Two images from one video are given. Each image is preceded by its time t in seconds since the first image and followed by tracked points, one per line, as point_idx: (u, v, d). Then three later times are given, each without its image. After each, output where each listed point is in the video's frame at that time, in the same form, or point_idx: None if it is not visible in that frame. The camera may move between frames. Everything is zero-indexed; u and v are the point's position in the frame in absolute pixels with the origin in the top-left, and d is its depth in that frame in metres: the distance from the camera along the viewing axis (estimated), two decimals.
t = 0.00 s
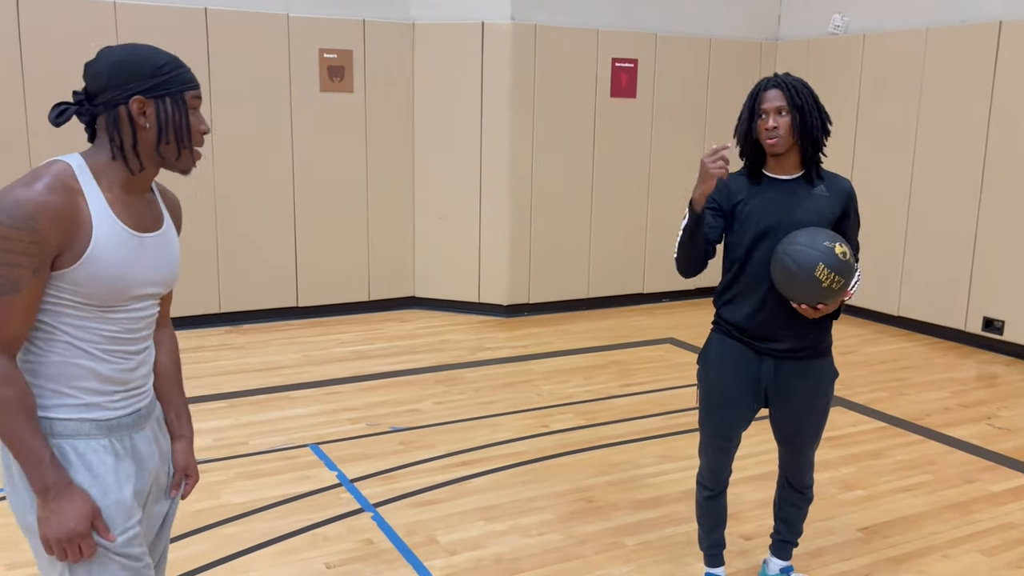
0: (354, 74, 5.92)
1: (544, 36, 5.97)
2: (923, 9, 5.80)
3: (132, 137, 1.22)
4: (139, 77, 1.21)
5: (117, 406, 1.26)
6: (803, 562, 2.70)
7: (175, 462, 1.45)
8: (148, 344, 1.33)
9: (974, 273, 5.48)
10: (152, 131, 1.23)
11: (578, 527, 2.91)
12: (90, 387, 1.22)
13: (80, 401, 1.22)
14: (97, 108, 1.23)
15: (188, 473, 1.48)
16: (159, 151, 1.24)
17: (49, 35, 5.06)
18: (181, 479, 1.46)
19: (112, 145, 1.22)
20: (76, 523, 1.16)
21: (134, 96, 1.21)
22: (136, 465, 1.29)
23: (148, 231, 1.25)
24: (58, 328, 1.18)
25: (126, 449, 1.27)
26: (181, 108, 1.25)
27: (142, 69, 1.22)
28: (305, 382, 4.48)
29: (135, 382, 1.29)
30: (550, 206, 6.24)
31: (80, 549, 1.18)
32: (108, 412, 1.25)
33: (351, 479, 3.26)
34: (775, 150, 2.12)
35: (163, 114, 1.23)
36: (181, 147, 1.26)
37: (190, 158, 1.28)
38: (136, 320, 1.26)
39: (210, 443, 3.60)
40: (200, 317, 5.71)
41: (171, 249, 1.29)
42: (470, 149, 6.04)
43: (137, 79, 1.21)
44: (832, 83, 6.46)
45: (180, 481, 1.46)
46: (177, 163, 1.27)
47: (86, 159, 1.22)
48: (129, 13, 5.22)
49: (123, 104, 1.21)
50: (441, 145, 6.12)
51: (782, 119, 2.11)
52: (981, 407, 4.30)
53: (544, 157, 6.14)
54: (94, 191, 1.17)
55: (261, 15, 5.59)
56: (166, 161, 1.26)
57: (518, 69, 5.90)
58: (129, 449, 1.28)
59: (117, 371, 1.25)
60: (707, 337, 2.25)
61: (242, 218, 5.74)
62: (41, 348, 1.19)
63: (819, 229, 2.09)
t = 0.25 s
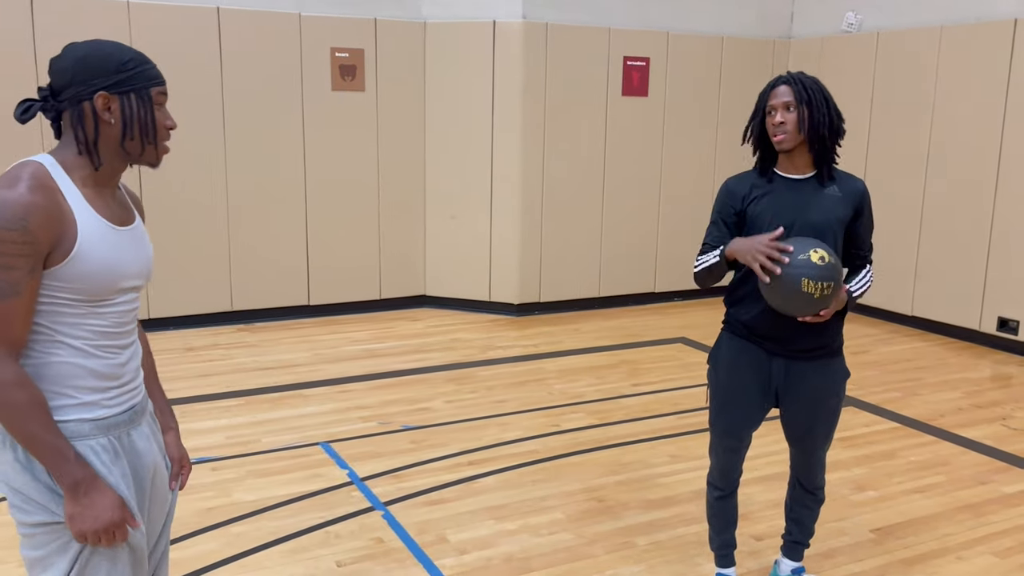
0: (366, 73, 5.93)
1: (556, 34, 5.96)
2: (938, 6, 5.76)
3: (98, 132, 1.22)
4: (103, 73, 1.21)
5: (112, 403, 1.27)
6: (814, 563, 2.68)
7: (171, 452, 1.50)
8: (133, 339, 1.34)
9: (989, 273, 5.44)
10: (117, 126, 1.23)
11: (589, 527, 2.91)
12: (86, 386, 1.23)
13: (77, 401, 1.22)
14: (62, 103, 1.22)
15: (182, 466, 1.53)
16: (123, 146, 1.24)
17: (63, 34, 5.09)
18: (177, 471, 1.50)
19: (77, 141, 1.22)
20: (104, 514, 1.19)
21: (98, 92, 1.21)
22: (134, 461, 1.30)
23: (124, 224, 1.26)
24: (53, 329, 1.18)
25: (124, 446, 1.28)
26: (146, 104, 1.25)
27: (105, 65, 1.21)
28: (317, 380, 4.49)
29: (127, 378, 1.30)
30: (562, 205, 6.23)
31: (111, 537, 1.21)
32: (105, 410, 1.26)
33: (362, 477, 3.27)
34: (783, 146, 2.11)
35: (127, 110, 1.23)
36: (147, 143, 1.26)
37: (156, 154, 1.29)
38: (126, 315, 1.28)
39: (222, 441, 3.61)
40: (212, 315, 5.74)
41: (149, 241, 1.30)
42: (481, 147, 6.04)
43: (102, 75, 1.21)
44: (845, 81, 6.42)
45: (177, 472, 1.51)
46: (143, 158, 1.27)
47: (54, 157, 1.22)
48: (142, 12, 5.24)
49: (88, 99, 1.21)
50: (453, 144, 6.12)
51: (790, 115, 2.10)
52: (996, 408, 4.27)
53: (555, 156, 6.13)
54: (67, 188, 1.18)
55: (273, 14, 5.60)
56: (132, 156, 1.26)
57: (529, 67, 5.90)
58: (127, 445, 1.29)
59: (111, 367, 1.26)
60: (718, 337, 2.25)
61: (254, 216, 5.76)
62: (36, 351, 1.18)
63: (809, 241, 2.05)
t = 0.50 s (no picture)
0: (377, 73, 5.94)
1: (567, 34, 5.96)
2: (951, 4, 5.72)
3: (45, 127, 1.20)
4: (48, 65, 1.19)
5: (75, 412, 1.25)
6: (825, 565, 2.67)
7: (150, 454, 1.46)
8: (102, 344, 1.32)
9: (1003, 273, 5.40)
10: (65, 120, 1.21)
11: (599, 527, 2.90)
12: (46, 395, 1.22)
13: (37, 409, 1.21)
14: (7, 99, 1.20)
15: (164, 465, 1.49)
16: (72, 140, 1.22)
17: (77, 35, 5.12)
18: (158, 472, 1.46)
19: (25, 137, 1.20)
20: (58, 532, 1.16)
21: (44, 85, 1.19)
22: (96, 471, 1.28)
23: (80, 223, 1.23)
24: (10, 335, 1.17)
25: (86, 456, 1.27)
26: (95, 95, 1.23)
27: (50, 57, 1.19)
28: (327, 380, 4.50)
29: (93, 385, 1.29)
30: (573, 205, 6.23)
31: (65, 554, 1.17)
32: (67, 419, 1.24)
33: (372, 476, 3.27)
34: (797, 144, 2.11)
35: (74, 103, 1.21)
36: (96, 136, 1.24)
37: (108, 146, 1.27)
38: (91, 320, 1.26)
39: (234, 440, 3.62)
40: (224, 314, 5.76)
41: (113, 243, 1.29)
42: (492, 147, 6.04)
43: (47, 67, 1.19)
44: (858, 81, 6.39)
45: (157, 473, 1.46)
46: (93, 152, 1.25)
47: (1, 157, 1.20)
48: (155, 13, 5.27)
49: (34, 93, 1.19)
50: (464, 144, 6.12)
51: (806, 113, 2.10)
52: (1009, 409, 4.24)
53: (567, 156, 6.13)
54: (20, 191, 1.16)
55: (285, 14, 5.62)
56: (82, 149, 1.24)
57: (540, 67, 5.89)
58: (89, 455, 1.27)
59: (73, 375, 1.24)
60: (728, 337, 2.24)
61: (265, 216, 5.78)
62: None
63: (776, 253, 2.07)
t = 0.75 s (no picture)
0: (388, 74, 5.95)
1: (577, 35, 5.95)
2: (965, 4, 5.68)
3: (6, 135, 1.16)
4: (13, 72, 1.14)
5: (21, 423, 1.20)
6: (836, 567, 2.66)
7: (109, 462, 1.37)
8: (60, 352, 1.26)
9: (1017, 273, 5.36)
10: (28, 128, 1.17)
11: (609, 528, 2.90)
12: None
13: None
14: None
15: (125, 473, 1.39)
16: (34, 149, 1.18)
17: (90, 36, 5.15)
18: (119, 480, 1.37)
19: None
20: None
21: (7, 92, 1.14)
22: (42, 484, 1.22)
23: (35, 235, 1.19)
24: None
25: (32, 468, 1.21)
26: (61, 103, 1.19)
27: (15, 62, 1.14)
28: (338, 380, 4.51)
29: (45, 395, 1.23)
30: (584, 206, 6.23)
31: None
32: (11, 430, 1.19)
33: (382, 476, 3.28)
34: (805, 146, 2.10)
35: (36, 111, 1.17)
36: (59, 146, 1.19)
37: (75, 157, 1.22)
38: (41, 329, 1.20)
39: (245, 440, 3.64)
40: (235, 314, 5.79)
41: (73, 254, 1.24)
42: (503, 147, 6.04)
43: (10, 73, 1.14)
44: (871, 80, 6.36)
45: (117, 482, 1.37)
46: (58, 161, 1.21)
47: None
48: (167, 15, 5.30)
49: None
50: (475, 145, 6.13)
51: (815, 115, 2.09)
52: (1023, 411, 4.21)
53: (577, 156, 6.12)
54: None
55: (296, 15, 5.64)
56: (45, 159, 1.19)
57: (551, 67, 5.89)
58: (36, 466, 1.22)
59: (19, 385, 1.19)
60: (739, 338, 2.23)
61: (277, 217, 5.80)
62: None
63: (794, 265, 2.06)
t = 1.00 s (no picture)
0: (398, 76, 5.96)
1: (588, 36, 5.95)
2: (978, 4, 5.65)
3: None
4: None
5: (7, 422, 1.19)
6: (847, 571, 2.65)
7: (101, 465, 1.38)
8: (47, 351, 1.25)
9: None
10: (12, 136, 1.15)
11: (618, 531, 2.89)
12: None
13: None
14: None
15: (118, 476, 1.40)
16: (18, 158, 1.16)
17: (103, 38, 5.18)
18: (112, 482, 1.38)
19: None
20: None
21: None
22: (29, 484, 1.21)
23: (18, 241, 1.17)
24: None
25: (18, 469, 1.20)
26: (46, 111, 1.17)
27: None
28: (348, 381, 4.52)
29: (31, 395, 1.22)
30: (595, 208, 6.22)
31: None
32: None
33: (392, 477, 3.28)
34: (815, 149, 2.09)
35: (20, 118, 1.15)
36: (42, 155, 1.17)
37: (62, 164, 1.20)
38: (26, 328, 1.19)
39: (255, 440, 3.65)
40: (247, 315, 5.81)
41: (59, 255, 1.22)
42: (513, 148, 6.04)
43: None
44: (883, 81, 6.33)
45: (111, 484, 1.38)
46: (44, 170, 1.19)
47: None
48: (179, 17, 5.33)
49: None
50: (485, 146, 6.13)
51: (824, 117, 2.08)
52: None
53: (587, 158, 6.12)
54: None
55: (308, 17, 5.66)
56: (29, 167, 1.18)
57: (561, 69, 5.89)
58: (22, 467, 1.20)
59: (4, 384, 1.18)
60: (750, 340, 2.23)
61: (288, 218, 5.82)
62: None
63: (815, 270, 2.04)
